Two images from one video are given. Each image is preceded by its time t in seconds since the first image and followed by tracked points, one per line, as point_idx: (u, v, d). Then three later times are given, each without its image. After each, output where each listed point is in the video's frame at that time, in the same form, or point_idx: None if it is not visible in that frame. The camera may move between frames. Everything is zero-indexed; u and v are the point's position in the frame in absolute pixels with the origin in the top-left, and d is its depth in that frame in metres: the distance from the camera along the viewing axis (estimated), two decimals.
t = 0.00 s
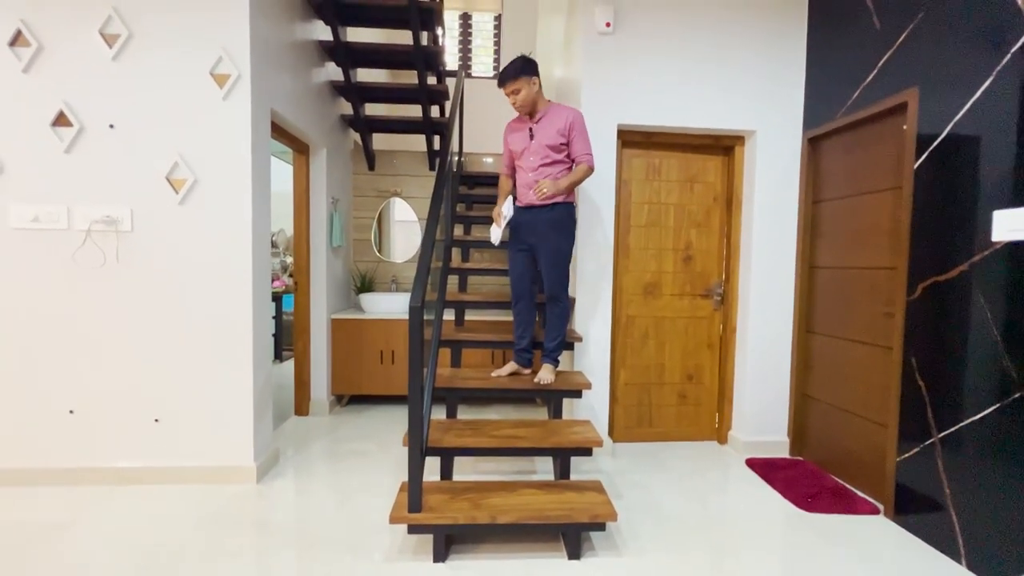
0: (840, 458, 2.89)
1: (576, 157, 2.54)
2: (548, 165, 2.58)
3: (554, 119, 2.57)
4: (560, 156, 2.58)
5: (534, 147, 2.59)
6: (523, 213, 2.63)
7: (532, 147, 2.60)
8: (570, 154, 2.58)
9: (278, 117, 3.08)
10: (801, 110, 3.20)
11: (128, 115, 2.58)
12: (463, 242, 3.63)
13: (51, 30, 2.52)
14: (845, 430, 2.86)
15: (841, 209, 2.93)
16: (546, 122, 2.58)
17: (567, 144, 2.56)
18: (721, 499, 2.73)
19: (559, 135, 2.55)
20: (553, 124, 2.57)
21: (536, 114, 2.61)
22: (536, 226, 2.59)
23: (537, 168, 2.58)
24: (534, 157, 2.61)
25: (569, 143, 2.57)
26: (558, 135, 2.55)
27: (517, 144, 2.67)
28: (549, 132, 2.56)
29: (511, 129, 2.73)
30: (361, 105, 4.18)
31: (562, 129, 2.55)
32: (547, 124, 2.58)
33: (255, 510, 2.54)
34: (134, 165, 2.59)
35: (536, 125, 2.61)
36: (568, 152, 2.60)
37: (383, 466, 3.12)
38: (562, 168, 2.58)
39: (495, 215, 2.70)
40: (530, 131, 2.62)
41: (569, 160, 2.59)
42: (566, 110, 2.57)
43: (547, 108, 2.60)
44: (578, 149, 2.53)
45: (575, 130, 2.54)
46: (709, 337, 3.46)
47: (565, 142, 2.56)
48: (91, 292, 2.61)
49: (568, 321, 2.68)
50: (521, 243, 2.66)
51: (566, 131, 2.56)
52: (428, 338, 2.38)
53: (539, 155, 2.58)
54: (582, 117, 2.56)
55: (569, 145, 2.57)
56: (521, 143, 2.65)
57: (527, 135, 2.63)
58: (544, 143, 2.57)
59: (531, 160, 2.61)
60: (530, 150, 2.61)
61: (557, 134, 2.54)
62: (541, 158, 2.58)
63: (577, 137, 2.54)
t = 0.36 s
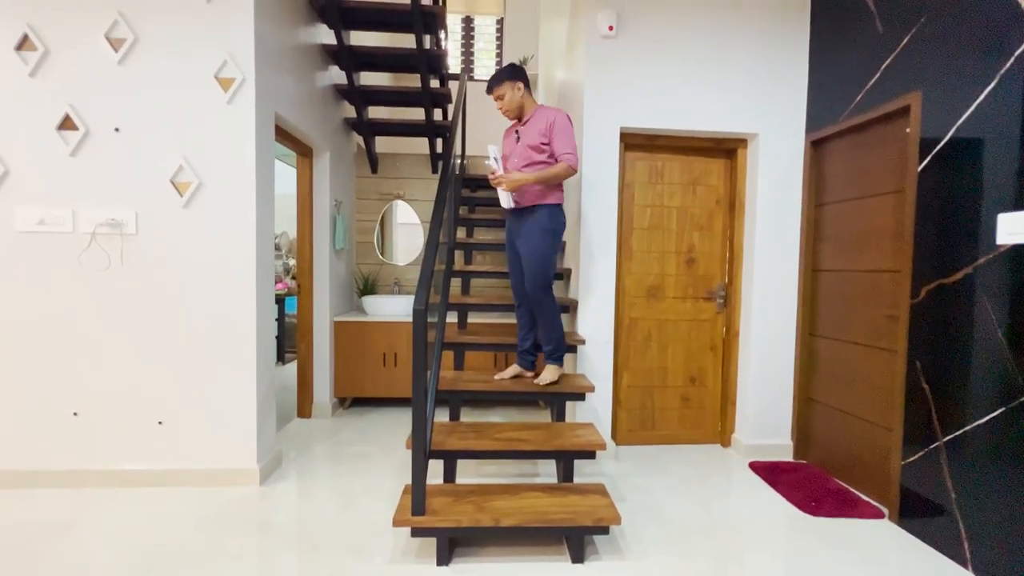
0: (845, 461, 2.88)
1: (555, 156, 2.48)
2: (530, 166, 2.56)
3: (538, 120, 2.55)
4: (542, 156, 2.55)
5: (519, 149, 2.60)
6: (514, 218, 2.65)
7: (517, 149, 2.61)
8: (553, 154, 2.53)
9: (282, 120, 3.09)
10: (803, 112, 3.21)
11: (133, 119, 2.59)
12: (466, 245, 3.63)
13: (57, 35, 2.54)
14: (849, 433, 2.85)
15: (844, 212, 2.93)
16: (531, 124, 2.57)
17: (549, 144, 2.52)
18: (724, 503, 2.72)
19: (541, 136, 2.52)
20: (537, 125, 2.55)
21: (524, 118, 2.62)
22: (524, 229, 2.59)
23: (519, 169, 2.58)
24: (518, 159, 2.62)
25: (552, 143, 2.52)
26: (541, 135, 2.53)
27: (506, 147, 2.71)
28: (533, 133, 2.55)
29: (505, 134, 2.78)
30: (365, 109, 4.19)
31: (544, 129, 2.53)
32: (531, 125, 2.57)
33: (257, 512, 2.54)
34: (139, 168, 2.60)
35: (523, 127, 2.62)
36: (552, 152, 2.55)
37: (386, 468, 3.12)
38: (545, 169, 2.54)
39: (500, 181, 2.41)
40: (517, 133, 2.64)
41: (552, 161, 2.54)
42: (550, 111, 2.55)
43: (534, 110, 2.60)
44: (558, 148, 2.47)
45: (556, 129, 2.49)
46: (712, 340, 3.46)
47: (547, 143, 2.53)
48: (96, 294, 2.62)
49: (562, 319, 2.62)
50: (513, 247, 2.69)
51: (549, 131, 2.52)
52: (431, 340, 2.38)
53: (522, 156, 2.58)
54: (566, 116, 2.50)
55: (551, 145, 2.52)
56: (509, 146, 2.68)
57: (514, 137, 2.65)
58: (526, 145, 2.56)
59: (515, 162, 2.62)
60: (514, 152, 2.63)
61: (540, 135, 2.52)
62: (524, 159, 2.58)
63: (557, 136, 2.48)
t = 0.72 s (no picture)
0: (852, 467, 2.84)
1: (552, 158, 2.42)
2: (529, 166, 2.54)
3: (539, 120, 2.50)
4: (541, 157, 2.52)
5: (520, 148, 2.58)
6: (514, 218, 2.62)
7: (519, 148, 2.60)
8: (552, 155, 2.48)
9: (282, 121, 3.06)
10: (808, 113, 3.17)
11: (132, 120, 2.57)
12: (467, 247, 3.60)
13: (56, 34, 2.52)
14: (856, 437, 2.80)
15: (851, 214, 2.89)
16: (531, 123, 2.53)
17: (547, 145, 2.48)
18: (729, 508, 2.68)
19: (540, 136, 2.48)
20: (537, 125, 2.51)
21: (528, 117, 2.59)
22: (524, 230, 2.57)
23: (518, 169, 2.58)
24: (518, 159, 2.61)
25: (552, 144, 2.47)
26: (540, 136, 2.49)
27: (511, 145, 2.70)
28: (533, 133, 2.52)
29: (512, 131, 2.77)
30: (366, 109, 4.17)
31: (544, 130, 2.48)
32: (532, 125, 2.53)
33: (256, 517, 2.51)
34: (138, 169, 2.58)
35: (525, 126, 2.59)
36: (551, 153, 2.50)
37: (385, 472, 3.08)
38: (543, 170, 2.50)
39: (511, 204, 2.32)
40: (519, 132, 2.62)
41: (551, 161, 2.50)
42: (551, 110, 2.48)
43: (538, 109, 2.54)
44: (554, 149, 2.41)
45: (554, 130, 2.42)
46: (716, 343, 3.42)
47: (546, 143, 2.48)
48: (94, 296, 2.60)
49: (563, 322, 2.54)
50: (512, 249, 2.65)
51: (548, 132, 2.47)
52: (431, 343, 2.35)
53: (522, 156, 2.57)
54: (566, 116, 2.42)
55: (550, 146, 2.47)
56: (513, 144, 2.67)
57: (517, 136, 2.63)
58: (526, 145, 2.54)
59: (515, 161, 2.61)
60: (516, 151, 2.62)
61: (539, 136, 2.48)
62: (523, 159, 2.56)
63: (554, 138, 2.42)
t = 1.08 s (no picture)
0: (863, 474, 2.75)
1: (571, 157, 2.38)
2: (543, 165, 2.47)
3: (551, 117, 2.44)
4: (555, 155, 2.45)
5: (531, 145, 2.49)
6: (527, 217, 2.53)
7: (529, 145, 2.50)
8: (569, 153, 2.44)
9: (280, 121, 3.01)
10: (817, 110, 3.09)
11: (125, 118, 2.53)
12: (468, 248, 3.53)
13: (49, 33, 2.48)
14: (867, 444, 2.72)
15: (861, 213, 2.81)
16: (543, 120, 2.46)
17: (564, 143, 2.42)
18: (737, 516, 2.60)
19: (555, 134, 2.42)
20: (550, 123, 2.44)
21: (537, 112, 2.50)
22: (537, 229, 2.49)
23: (530, 168, 2.49)
24: (530, 156, 2.52)
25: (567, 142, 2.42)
26: (554, 134, 2.42)
27: (519, 141, 2.58)
28: (546, 130, 2.44)
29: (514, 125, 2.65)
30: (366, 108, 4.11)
31: (558, 128, 2.42)
32: (544, 122, 2.46)
33: (250, 523, 2.45)
34: (131, 169, 2.53)
35: (534, 122, 2.50)
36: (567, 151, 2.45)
37: (383, 477, 3.02)
38: (559, 168, 2.45)
39: (585, 231, 2.24)
40: (529, 129, 2.52)
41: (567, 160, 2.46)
42: (564, 108, 2.42)
43: (549, 105, 2.47)
44: (573, 148, 2.37)
45: (572, 128, 2.38)
46: (722, 345, 3.34)
47: (561, 141, 2.43)
48: (87, 298, 2.55)
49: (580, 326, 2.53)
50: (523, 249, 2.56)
51: (563, 130, 2.41)
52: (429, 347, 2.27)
53: (533, 154, 2.48)
54: (582, 114, 2.39)
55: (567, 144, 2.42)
56: (521, 140, 2.56)
57: (526, 132, 2.54)
58: (540, 142, 2.45)
59: (527, 159, 2.52)
60: (526, 149, 2.52)
61: (554, 134, 2.42)
62: (536, 158, 2.48)
63: (572, 136, 2.38)
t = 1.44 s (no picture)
0: (873, 484, 2.67)
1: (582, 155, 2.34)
2: (552, 163, 2.41)
3: (560, 115, 2.39)
4: (565, 154, 2.40)
5: (540, 143, 2.43)
6: (533, 216, 2.47)
7: (537, 143, 2.44)
8: (578, 152, 2.39)
9: (278, 121, 2.97)
10: (824, 109, 3.02)
11: (120, 119, 2.50)
12: (468, 249, 3.48)
13: (43, 33, 2.45)
14: (878, 452, 2.64)
15: (871, 214, 2.73)
16: (552, 118, 2.40)
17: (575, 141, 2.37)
18: (742, 525, 2.53)
19: (565, 132, 2.36)
20: (560, 120, 2.38)
21: (545, 109, 2.44)
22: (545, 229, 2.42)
23: (539, 166, 2.43)
24: (538, 154, 2.45)
25: (577, 140, 2.37)
26: (563, 132, 2.37)
27: (525, 139, 2.52)
28: (555, 128, 2.38)
29: (519, 122, 2.59)
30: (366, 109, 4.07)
31: (568, 126, 2.36)
32: (553, 119, 2.40)
33: (244, 530, 2.40)
34: (126, 170, 2.50)
35: (542, 120, 2.45)
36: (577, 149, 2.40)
37: (381, 482, 2.96)
38: (569, 167, 2.40)
39: (602, 230, 2.16)
40: (536, 127, 2.46)
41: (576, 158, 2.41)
42: (575, 106, 2.38)
43: (558, 103, 2.42)
44: (584, 147, 2.33)
45: (583, 126, 2.33)
46: (727, 349, 3.27)
47: (571, 139, 2.37)
48: (81, 301, 2.52)
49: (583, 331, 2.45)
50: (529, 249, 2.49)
51: (573, 128, 2.36)
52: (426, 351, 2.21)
53: (542, 153, 2.43)
54: (592, 112, 2.35)
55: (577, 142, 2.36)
56: (528, 138, 2.50)
57: (533, 130, 2.48)
58: (549, 141, 2.40)
59: (535, 158, 2.46)
60: (534, 147, 2.46)
61: (565, 132, 2.36)
62: (545, 156, 2.42)
63: (584, 134, 2.33)
